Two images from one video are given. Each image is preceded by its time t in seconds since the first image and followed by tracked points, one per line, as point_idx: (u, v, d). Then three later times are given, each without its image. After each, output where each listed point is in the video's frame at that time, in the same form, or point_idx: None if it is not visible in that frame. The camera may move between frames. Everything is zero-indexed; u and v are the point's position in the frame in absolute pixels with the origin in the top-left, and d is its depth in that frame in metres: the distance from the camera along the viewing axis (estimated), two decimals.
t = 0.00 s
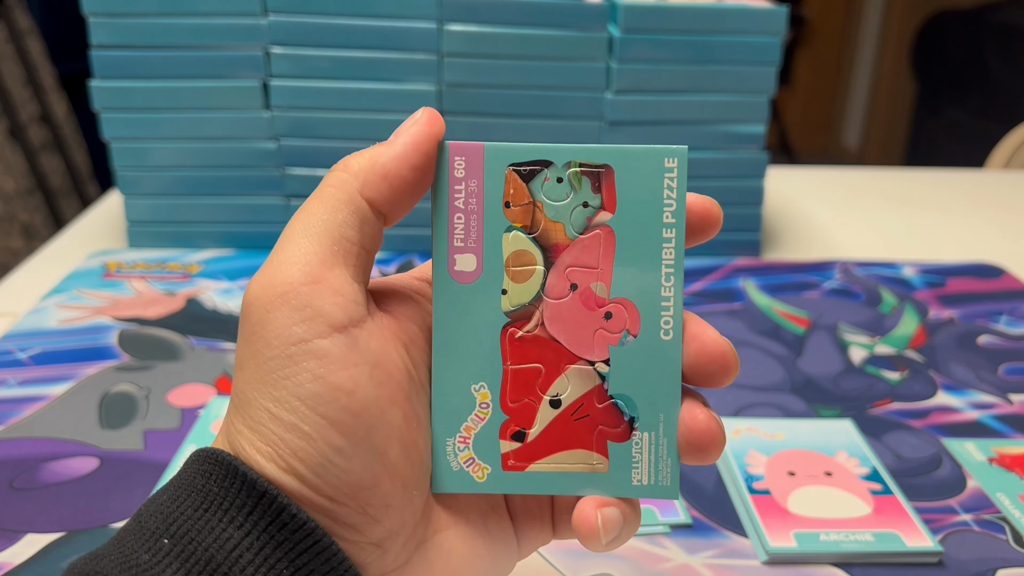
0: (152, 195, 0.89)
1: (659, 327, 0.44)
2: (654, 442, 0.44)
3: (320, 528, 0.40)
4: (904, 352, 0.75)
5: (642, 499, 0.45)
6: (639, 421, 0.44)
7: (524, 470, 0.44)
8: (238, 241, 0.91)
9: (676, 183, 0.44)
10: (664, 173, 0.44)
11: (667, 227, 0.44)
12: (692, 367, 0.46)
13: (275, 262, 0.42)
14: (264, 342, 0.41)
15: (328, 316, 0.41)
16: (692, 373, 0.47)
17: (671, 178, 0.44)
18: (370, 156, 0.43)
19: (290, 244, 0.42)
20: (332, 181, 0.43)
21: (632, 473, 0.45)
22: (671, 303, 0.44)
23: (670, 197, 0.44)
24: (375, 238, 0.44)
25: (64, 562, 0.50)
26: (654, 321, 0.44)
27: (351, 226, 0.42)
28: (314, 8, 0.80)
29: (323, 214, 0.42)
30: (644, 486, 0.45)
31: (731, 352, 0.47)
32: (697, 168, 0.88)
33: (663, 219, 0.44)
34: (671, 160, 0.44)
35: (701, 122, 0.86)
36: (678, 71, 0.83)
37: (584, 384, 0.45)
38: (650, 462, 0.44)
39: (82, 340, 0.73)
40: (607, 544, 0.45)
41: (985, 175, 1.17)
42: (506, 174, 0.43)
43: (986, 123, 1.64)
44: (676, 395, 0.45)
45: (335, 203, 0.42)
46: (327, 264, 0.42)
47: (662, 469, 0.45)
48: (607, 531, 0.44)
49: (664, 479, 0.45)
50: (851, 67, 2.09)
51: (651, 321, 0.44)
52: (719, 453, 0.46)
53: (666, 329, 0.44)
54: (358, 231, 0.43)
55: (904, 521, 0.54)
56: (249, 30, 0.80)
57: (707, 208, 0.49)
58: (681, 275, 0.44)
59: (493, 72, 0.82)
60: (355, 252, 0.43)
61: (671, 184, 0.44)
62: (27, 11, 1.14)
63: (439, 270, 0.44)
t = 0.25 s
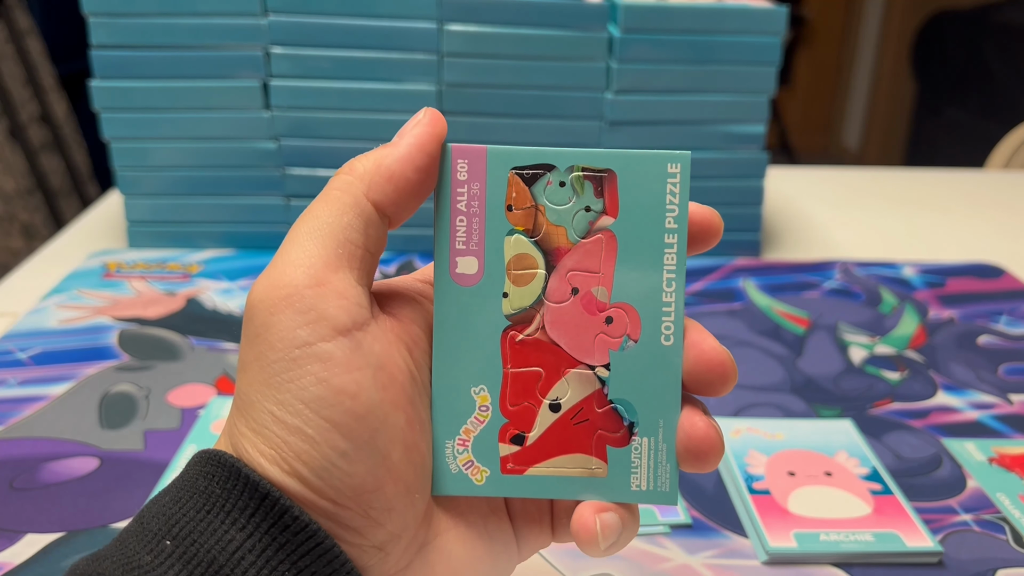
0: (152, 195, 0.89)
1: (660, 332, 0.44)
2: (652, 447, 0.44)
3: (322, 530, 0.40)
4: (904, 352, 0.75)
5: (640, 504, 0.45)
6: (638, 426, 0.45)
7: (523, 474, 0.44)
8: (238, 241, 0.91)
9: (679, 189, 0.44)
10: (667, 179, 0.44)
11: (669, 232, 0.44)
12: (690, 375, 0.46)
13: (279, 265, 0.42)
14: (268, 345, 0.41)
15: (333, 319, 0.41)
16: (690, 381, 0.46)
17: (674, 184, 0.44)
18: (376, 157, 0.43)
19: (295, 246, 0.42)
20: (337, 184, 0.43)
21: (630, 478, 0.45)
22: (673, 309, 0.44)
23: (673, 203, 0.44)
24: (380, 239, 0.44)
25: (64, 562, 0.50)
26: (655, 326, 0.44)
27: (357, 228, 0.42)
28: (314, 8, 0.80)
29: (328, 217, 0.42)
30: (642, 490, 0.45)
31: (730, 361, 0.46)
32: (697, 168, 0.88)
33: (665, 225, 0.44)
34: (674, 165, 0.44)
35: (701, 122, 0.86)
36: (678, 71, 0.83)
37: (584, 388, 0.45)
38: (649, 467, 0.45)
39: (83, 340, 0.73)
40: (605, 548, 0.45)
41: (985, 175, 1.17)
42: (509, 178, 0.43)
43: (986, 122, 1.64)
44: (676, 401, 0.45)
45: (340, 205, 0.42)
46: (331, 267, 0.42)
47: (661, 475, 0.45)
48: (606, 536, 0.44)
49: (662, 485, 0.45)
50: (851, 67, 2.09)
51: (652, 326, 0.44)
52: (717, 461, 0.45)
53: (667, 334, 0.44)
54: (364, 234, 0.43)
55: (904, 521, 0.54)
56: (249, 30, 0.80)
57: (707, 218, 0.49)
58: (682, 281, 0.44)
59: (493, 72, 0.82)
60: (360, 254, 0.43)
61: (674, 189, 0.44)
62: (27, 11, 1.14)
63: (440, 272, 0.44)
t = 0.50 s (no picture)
0: (151, 195, 0.89)
1: (657, 333, 0.44)
2: (650, 447, 0.44)
3: (321, 530, 0.40)
4: (904, 352, 0.75)
5: (638, 504, 0.45)
6: (636, 426, 0.45)
7: (521, 474, 0.44)
8: (238, 241, 0.91)
9: (676, 189, 0.44)
10: (664, 179, 0.44)
11: (667, 233, 0.44)
12: (686, 376, 0.46)
13: (277, 265, 0.42)
14: (267, 346, 0.41)
15: (331, 319, 0.41)
16: (687, 382, 0.46)
17: (671, 184, 0.44)
18: (373, 157, 0.43)
19: (292, 247, 0.42)
20: (334, 184, 0.43)
21: (628, 478, 0.45)
22: (670, 310, 0.44)
23: (670, 203, 0.44)
24: (378, 239, 0.44)
25: (63, 562, 0.50)
26: (653, 327, 0.44)
27: (354, 228, 0.42)
28: (314, 7, 0.80)
29: (326, 217, 0.42)
30: (640, 490, 0.45)
31: (727, 363, 0.46)
32: (697, 168, 0.88)
33: (662, 225, 0.44)
34: (672, 166, 0.44)
35: (701, 122, 0.86)
36: (677, 71, 0.83)
37: (581, 389, 0.45)
38: (647, 467, 0.45)
39: (82, 340, 0.73)
40: (604, 548, 0.45)
41: (985, 175, 1.17)
42: (507, 178, 0.43)
43: (985, 122, 1.64)
44: (674, 401, 0.45)
45: (337, 205, 0.42)
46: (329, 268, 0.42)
47: (659, 475, 0.45)
48: (604, 536, 0.44)
49: (660, 485, 0.45)
50: (850, 68, 2.09)
51: (650, 326, 0.44)
52: (713, 462, 0.45)
53: (664, 334, 0.44)
54: (361, 234, 0.43)
55: (904, 520, 0.54)
56: (249, 30, 0.80)
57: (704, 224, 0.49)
58: (680, 281, 0.44)
59: (493, 71, 0.82)
60: (358, 255, 0.43)
61: (671, 189, 0.44)
62: (27, 12, 1.14)
63: (438, 273, 0.44)
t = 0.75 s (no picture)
0: (151, 195, 0.88)
1: (658, 334, 0.44)
2: (651, 448, 0.44)
3: (323, 531, 0.40)
4: (904, 352, 0.75)
5: (639, 506, 0.45)
6: (637, 427, 0.45)
7: (521, 475, 0.44)
8: (238, 241, 0.91)
9: (677, 190, 0.44)
10: (665, 180, 0.44)
11: (667, 234, 0.44)
12: (687, 378, 0.46)
13: (278, 268, 0.42)
14: (268, 348, 0.41)
15: (332, 321, 0.41)
16: (687, 384, 0.46)
17: (672, 186, 0.44)
18: (373, 158, 0.43)
19: (293, 249, 0.42)
20: (334, 186, 0.43)
21: (629, 479, 0.45)
22: (671, 311, 0.44)
23: (670, 205, 0.44)
24: (378, 240, 0.44)
25: (63, 562, 0.50)
26: (654, 328, 0.44)
27: (355, 230, 0.42)
28: (314, 7, 0.80)
29: (326, 218, 0.42)
30: (641, 491, 0.45)
31: (726, 365, 0.46)
32: (697, 168, 0.88)
33: (663, 226, 0.44)
34: (672, 167, 0.44)
35: (702, 122, 0.86)
36: (678, 70, 0.83)
37: (582, 390, 0.45)
38: (648, 468, 0.45)
39: (83, 340, 0.73)
40: (606, 549, 0.45)
41: (985, 174, 1.17)
42: (507, 179, 0.43)
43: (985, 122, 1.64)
44: (674, 402, 0.45)
45: (338, 207, 0.42)
46: (330, 270, 0.42)
47: (660, 476, 0.45)
48: (607, 536, 0.44)
49: (661, 486, 0.45)
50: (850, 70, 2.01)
51: (650, 327, 0.44)
52: (713, 464, 0.45)
53: (665, 335, 0.44)
54: (362, 236, 0.43)
55: (904, 520, 0.54)
56: (249, 30, 0.80)
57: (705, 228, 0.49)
58: (680, 282, 0.44)
59: (492, 71, 0.82)
60: (359, 257, 0.43)
61: (672, 191, 0.44)
62: (27, 12, 1.14)
63: (439, 274, 0.44)
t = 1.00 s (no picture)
0: (151, 195, 0.88)
1: (656, 333, 0.44)
2: (650, 448, 0.44)
3: (323, 532, 0.40)
4: (904, 352, 0.75)
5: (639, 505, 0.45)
6: (636, 427, 0.45)
7: (520, 476, 0.44)
8: (238, 241, 0.91)
9: (674, 189, 0.44)
10: (661, 179, 0.44)
11: (664, 233, 0.44)
12: (685, 379, 0.46)
13: (275, 269, 0.42)
14: (266, 349, 0.41)
15: (330, 322, 0.41)
16: (685, 385, 0.46)
17: (669, 184, 0.44)
18: (367, 158, 0.43)
19: (290, 251, 0.42)
20: (330, 186, 0.44)
21: (628, 479, 0.45)
22: (668, 310, 0.44)
23: (668, 203, 0.44)
24: (375, 239, 0.44)
25: (64, 562, 0.50)
26: (651, 327, 0.44)
27: (352, 230, 0.42)
28: (314, 8, 0.80)
29: (322, 219, 0.42)
30: (640, 491, 0.45)
31: (725, 366, 0.46)
32: (697, 168, 0.88)
33: (660, 225, 0.44)
34: (669, 166, 0.44)
35: (702, 122, 0.86)
36: (678, 70, 0.83)
37: (581, 390, 0.45)
38: (647, 467, 0.45)
39: (83, 340, 0.73)
40: (605, 548, 0.45)
41: (985, 175, 1.17)
42: (505, 179, 0.43)
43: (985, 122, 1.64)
44: (673, 402, 0.45)
45: (334, 208, 0.42)
46: (326, 271, 0.42)
47: (659, 475, 0.45)
48: (606, 536, 0.44)
49: (660, 485, 0.45)
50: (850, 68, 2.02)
51: (648, 326, 0.44)
52: (712, 464, 0.45)
53: (663, 334, 0.44)
54: (359, 236, 0.43)
55: (904, 521, 0.54)
56: (249, 30, 0.80)
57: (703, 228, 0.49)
58: (677, 280, 0.44)
59: (493, 71, 0.82)
60: (356, 257, 0.43)
61: (668, 190, 0.44)
62: (27, 12, 1.14)
63: (436, 274, 0.44)
